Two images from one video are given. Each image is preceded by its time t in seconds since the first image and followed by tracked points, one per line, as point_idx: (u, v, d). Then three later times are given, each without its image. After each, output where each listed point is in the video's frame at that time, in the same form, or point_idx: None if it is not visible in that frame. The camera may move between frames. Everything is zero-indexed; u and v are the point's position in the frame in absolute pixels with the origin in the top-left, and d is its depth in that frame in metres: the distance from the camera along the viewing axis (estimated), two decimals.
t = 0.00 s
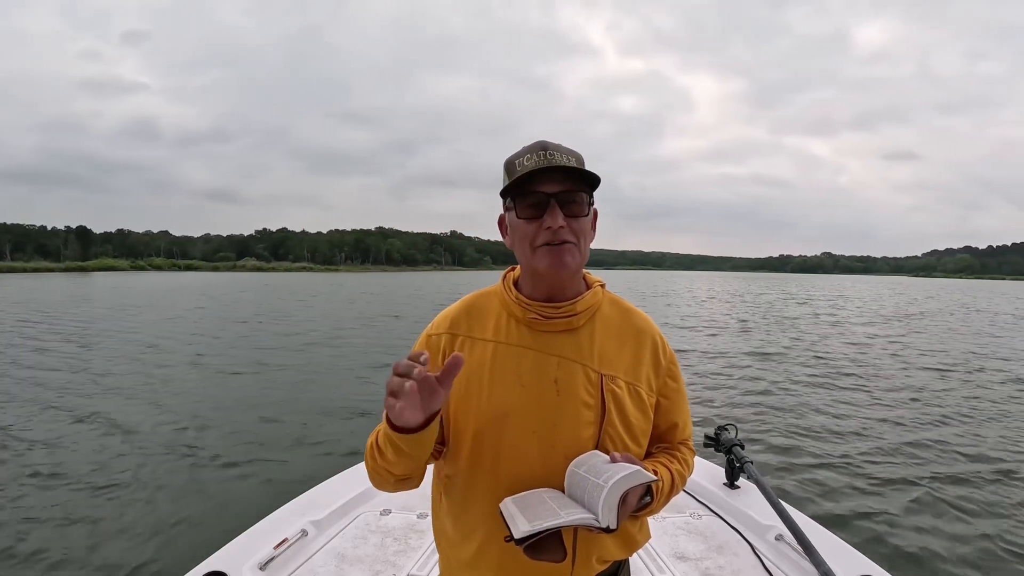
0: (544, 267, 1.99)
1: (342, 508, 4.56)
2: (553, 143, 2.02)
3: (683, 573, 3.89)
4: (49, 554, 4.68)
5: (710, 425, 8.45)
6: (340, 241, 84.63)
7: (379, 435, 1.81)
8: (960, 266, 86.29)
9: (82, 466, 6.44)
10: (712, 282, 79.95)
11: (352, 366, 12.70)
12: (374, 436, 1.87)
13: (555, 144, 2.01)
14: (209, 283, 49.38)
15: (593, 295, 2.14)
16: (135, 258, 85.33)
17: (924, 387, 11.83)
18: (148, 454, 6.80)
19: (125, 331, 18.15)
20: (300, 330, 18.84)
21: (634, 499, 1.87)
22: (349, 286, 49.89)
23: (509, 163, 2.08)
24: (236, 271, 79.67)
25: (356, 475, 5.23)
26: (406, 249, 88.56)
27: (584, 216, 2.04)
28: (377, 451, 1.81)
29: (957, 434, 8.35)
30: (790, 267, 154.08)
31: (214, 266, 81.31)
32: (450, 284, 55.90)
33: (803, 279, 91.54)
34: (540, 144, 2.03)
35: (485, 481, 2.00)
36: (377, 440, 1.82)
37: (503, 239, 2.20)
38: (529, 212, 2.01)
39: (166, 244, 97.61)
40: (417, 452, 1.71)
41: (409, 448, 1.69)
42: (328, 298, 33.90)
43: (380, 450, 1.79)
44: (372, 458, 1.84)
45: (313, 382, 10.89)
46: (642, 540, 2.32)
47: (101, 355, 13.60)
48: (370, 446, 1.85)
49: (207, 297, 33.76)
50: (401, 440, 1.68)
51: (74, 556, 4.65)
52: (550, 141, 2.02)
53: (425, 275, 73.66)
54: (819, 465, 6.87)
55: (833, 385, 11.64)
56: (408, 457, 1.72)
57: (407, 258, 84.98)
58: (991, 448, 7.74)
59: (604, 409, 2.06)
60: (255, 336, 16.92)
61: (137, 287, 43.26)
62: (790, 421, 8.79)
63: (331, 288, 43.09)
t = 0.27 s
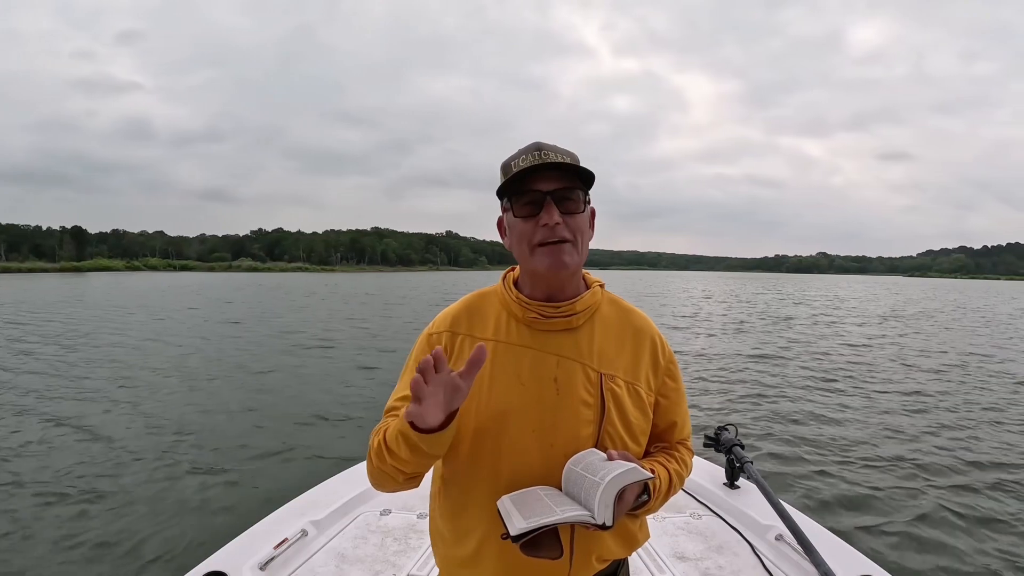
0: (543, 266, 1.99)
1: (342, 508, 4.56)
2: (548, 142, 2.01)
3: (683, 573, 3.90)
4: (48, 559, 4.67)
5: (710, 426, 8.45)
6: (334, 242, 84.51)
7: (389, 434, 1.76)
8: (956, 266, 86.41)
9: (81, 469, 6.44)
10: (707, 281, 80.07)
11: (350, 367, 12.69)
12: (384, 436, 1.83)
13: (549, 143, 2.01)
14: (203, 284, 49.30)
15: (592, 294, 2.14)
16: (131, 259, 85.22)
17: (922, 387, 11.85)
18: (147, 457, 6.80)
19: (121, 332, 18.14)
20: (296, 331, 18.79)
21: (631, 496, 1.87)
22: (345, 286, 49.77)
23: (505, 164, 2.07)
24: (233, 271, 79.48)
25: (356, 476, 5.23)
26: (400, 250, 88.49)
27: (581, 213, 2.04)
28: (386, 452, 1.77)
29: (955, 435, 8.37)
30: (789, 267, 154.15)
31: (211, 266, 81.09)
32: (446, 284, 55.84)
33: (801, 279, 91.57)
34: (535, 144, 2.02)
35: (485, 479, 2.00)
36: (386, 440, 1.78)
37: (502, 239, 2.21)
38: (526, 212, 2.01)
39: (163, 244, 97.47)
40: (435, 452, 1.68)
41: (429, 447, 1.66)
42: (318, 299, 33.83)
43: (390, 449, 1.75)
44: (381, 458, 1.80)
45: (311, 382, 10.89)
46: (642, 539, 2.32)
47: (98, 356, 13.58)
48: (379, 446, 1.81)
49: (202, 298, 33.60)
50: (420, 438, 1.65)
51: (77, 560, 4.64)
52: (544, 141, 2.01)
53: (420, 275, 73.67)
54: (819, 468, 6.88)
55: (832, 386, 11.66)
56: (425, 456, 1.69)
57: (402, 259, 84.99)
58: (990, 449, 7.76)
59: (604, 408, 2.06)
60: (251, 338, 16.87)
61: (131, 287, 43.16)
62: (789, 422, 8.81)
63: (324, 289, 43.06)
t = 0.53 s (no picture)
0: (539, 267, 2.00)
1: (342, 508, 4.56)
2: (539, 144, 2.01)
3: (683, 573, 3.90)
4: (48, 558, 4.67)
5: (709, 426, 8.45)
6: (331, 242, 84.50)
7: (402, 436, 1.74)
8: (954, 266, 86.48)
9: (81, 469, 6.43)
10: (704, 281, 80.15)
11: (348, 368, 12.70)
12: (394, 437, 1.81)
13: (540, 144, 2.00)
14: (198, 284, 49.22)
15: (591, 294, 2.14)
16: (129, 259, 85.17)
17: (921, 387, 11.85)
18: (147, 457, 6.80)
19: (118, 333, 18.12)
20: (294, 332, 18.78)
21: (631, 494, 1.87)
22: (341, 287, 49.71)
23: (497, 168, 2.08)
24: (231, 272, 79.37)
25: (356, 476, 5.23)
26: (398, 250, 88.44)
27: (574, 213, 2.04)
28: (398, 454, 1.75)
29: (955, 434, 8.37)
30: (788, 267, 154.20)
31: (208, 267, 80.95)
32: (443, 284, 55.82)
33: (798, 279, 91.69)
34: (525, 146, 2.02)
35: (485, 479, 2.00)
36: (398, 443, 1.76)
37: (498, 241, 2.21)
38: (520, 213, 2.01)
39: (160, 244, 97.41)
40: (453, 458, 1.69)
41: (449, 453, 1.66)
42: (313, 300, 33.82)
43: (405, 452, 1.73)
44: (392, 461, 1.78)
45: (310, 383, 10.90)
46: (642, 538, 2.32)
47: (96, 357, 13.57)
48: (390, 448, 1.79)
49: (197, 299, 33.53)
50: (441, 444, 1.65)
51: (78, 560, 4.63)
52: (535, 143, 2.01)
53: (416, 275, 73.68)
54: (819, 467, 6.87)
55: (831, 386, 11.65)
56: (442, 462, 1.68)
57: (398, 259, 84.98)
58: (990, 448, 7.75)
59: (604, 407, 2.06)
60: (249, 338, 16.84)
61: (127, 288, 43.12)
62: (789, 421, 8.80)
63: (319, 290, 43.06)
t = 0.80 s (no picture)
0: (535, 269, 2.00)
1: (342, 508, 4.56)
2: (538, 146, 2.00)
3: (683, 573, 3.90)
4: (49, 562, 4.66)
5: (709, 426, 8.45)
6: (326, 241, 84.43)
7: (403, 436, 1.74)
8: (951, 266, 86.58)
9: (80, 471, 6.42)
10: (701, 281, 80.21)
11: (346, 368, 12.68)
12: (394, 437, 1.81)
13: (540, 146, 1.99)
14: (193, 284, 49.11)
15: (590, 294, 2.14)
16: (125, 259, 84.93)
17: (920, 386, 11.86)
18: (146, 460, 6.78)
19: (114, 334, 18.07)
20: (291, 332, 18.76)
21: (632, 495, 1.87)
22: (337, 287, 49.60)
23: (497, 169, 2.07)
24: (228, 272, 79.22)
25: (356, 476, 5.23)
26: (392, 249, 88.44)
27: (572, 217, 2.02)
28: (399, 454, 1.75)
29: (955, 433, 8.36)
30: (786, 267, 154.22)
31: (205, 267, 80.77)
32: (439, 284, 55.73)
33: (796, 280, 91.71)
34: (526, 148, 2.01)
35: (486, 478, 2.01)
36: (398, 442, 1.76)
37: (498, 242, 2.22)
38: (517, 216, 2.02)
39: (157, 245, 97.19)
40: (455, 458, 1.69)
41: (452, 454, 1.67)
42: (308, 300, 33.77)
43: (405, 452, 1.73)
44: (392, 460, 1.78)
45: (308, 384, 10.89)
46: (642, 537, 2.32)
47: (91, 359, 13.52)
48: (390, 448, 1.79)
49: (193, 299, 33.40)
50: (444, 446, 1.65)
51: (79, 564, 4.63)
52: (535, 144, 2.00)
53: (412, 275, 73.69)
54: (821, 467, 6.84)
55: (829, 385, 11.64)
56: (443, 462, 1.69)
57: (393, 258, 84.98)
58: (990, 447, 7.75)
59: (603, 407, 2.06)
60: (246, 339, 16.80)
61: (122, 288, 42.99)
62: (788, 421, 8.78)
63: (313, 290, 43.01)
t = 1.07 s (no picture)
0: (535, 271, 2.00)
1: (342, 508, 4.56)
2: (543, 146, 2.00)
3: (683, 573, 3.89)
4: (49, 562, 4.65)
5: (709, 427, 8.45)
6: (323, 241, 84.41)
7: (390, 420, 1.77)
8: (948, 266, 86.67)
9: (79, 471, 6.40)
10: (699, 281, 80.26)
11: (344, 369, 12.68)
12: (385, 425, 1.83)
13: (544, 147, 1.99)
14: (189, 285, 49.07)
15: (592, 295, 2.14)
16: (123, 259, 84.82)
17: (919, 386, 11.86)
18: (145, 460, 6.78)
19: (111, 335, 18.05)
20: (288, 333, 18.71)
21: (631, 493, 1.86)
22: (334, 288, 49.53)
23: (502, 168, 2.07)
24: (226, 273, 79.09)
25: (356, 476, 5.23)
26: (388, 250, 88.40)
27: (576, 219, 2.02)
28: (387, 437, 1.77)
29: (955, 434, 8.36)
30: (785, 267, 154.24)
31: (203, 267, 80.62)
32: (435, 285, 55.69)
33: (794, 280, 91.73)
34: (530, 148, 2.01)
35: (486, 477, 2.01)
36: (387, 427, 1.78)
37: (500, 242, 2.22)
38: (520, 217, 2.02)
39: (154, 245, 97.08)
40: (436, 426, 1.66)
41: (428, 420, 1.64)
42: (305, 301, 33.74)
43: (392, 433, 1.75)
44: (381, 445, 1.80)
45: (306, 384, 10.88)
46: (642, 538, 2.31)
47: (88, 359, 13.49)
48: (380, 433, 1.81)
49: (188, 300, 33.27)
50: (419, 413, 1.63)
51: (79, 564, 4.61)
52: (540, 145, 2.00)
53: (409, 275, 73.66)
54: (821, 469, 6.83)
55: (829, 386, 11.64)
56: (423, 433, 1.67)
57: (389, 259, 84.97)
58: (990, 448, 7.75)
59: (604, 408, 2.06)
60: (243, 340, 16.76)
61: (117, 288, 42.92)
62: (788, 422, 8.77)
63: (309, 291, 43.00)
